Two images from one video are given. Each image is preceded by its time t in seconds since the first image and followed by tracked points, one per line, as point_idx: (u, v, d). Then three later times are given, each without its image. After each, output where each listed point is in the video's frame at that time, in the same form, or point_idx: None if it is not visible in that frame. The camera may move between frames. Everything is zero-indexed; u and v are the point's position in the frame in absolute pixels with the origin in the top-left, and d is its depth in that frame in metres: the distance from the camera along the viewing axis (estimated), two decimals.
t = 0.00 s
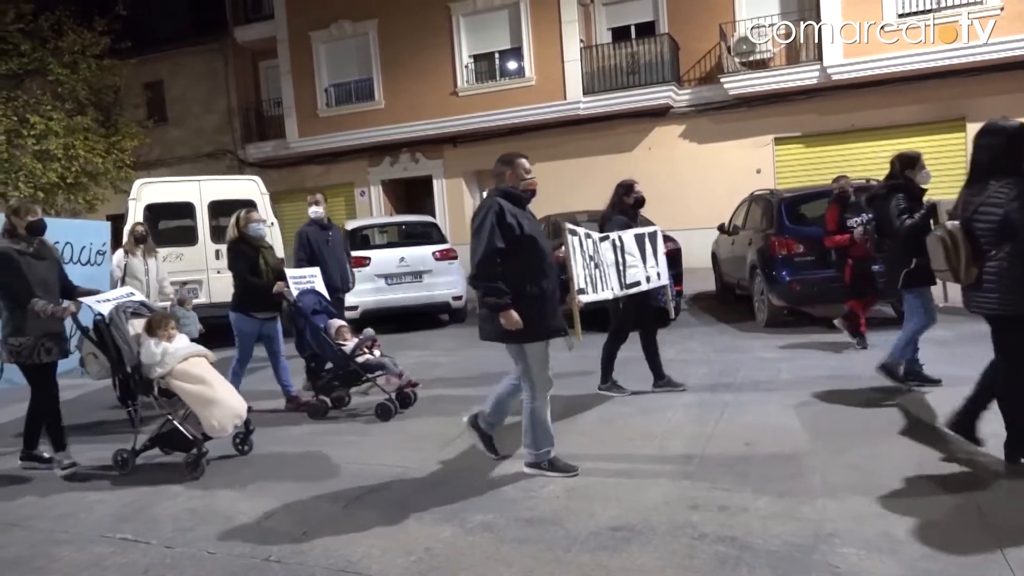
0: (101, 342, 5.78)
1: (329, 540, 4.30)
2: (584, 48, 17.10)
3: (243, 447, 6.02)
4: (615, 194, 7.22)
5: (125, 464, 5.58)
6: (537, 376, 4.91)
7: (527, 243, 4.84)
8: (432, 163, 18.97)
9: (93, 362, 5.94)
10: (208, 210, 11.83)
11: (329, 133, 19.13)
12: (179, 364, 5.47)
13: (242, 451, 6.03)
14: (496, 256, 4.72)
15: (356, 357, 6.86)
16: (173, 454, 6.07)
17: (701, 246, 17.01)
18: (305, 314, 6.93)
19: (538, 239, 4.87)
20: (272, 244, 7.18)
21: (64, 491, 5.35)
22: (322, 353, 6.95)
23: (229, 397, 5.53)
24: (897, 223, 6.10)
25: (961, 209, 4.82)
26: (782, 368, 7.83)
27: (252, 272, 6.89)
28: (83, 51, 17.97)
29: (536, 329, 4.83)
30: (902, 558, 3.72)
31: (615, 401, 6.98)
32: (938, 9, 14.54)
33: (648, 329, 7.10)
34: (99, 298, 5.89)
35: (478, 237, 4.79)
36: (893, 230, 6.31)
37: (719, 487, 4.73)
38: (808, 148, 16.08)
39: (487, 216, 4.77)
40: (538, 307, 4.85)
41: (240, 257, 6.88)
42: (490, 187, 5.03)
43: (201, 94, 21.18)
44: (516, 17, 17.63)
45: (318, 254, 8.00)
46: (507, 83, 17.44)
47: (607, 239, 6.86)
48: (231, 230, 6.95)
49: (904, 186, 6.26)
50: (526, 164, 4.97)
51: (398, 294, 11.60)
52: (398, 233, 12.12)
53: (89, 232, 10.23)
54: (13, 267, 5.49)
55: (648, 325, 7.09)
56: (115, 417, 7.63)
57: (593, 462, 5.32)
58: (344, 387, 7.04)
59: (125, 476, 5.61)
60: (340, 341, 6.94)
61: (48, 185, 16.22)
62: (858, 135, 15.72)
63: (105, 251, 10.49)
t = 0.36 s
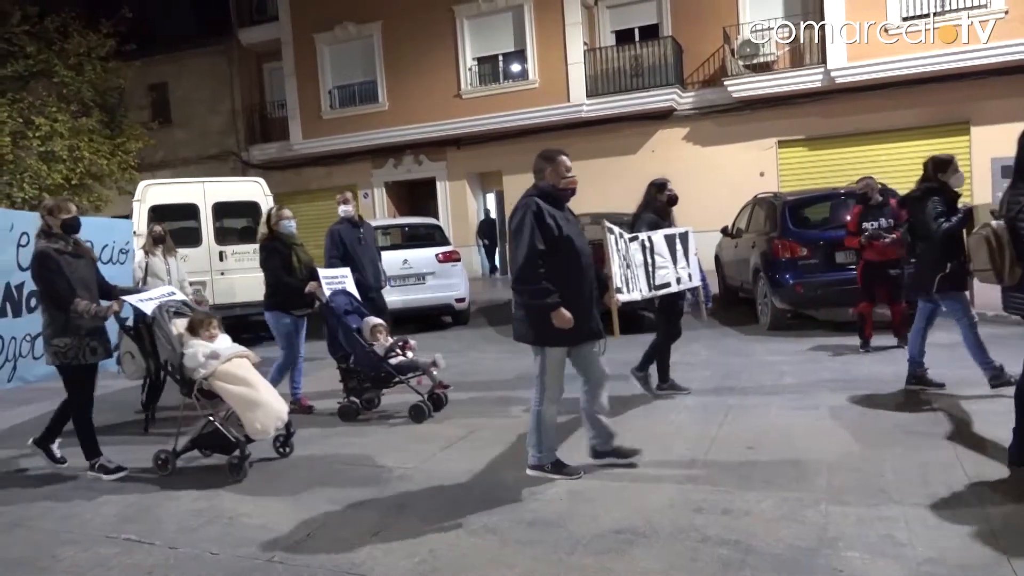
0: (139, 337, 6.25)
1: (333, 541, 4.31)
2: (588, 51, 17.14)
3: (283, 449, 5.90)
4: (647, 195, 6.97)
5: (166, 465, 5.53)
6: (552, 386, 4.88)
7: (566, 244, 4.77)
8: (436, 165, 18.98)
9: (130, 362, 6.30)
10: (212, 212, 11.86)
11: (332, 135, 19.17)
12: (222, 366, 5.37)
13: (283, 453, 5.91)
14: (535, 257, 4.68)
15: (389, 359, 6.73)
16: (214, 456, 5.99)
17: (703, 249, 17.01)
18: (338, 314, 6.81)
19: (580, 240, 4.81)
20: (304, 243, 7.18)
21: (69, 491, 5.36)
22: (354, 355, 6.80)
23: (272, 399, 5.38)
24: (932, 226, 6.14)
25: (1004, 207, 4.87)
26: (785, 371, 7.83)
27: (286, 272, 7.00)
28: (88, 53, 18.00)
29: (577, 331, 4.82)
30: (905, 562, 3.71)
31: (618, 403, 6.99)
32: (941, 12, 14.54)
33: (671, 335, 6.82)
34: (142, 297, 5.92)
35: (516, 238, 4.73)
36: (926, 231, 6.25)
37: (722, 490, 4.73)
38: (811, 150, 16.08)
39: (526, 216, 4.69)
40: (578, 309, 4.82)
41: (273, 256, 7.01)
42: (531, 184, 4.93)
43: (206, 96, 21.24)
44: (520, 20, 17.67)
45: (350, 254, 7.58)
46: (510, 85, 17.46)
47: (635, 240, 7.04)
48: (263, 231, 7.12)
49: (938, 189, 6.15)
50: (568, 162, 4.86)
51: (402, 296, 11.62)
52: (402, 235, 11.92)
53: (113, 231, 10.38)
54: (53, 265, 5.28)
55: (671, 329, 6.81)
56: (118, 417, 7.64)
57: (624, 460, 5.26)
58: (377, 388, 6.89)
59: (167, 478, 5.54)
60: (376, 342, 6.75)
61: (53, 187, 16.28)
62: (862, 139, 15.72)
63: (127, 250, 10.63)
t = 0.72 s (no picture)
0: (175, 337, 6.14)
1: (332, 543, 4.30)
2: (589, 53, 17.16)
3: (318, 451, 5.84)
4: (672, 199, 6.86)
5: (200, 469, 5.43)
6: (591, 382, 4.83)
7: (617, 243, 4.75)
8: (437, 166, 18.97)
9: (168, 363, 6.40)
10: (213, 213, 11.86)
11: (334, 137, 19.18)
12: (258, 367, 5.23)
13: (316, 456, 5.84)
14: (589, 257, 4.62)
15: (416, 360, 6.69)
16: (247, 459, 5.90)
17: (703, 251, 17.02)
18: (365, 316, 6.73)
19: (629, 240, 4.79)
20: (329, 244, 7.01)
21: (70, 492, 5.36)
22: (383, 357, 6.73)
23: (309, 401, 5.30)
24: (980, 225, 6.10)
25: None
26: (786, 373, 7.82)
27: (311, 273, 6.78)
28: (89, 55, 18.03)
29: (630, 332, 4.76)
30: (906, 565, 3.70)
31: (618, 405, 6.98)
32: (941, 14, 14.55)
33: (700, 338, 6.61)
34: (176, 297, 5.73)
35: (568, 239, 4.67)
36: (971, 232, 6.18)
37: (722, 493, 4.72)
38: (813, 153, 16.08)
39: (578, 216, 4.65)
40: (629, 309, 4.78)
41: (297, 256, 6.75)
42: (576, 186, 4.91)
43: (207, 97, 21.25)
44: (521, 21, 17.68)
45: (371, 254, 7.49)
46: (512, 87, 17.46)
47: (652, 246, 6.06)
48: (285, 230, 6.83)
49: (983, 188, 6.16)
50: (614, 163, 4.87)
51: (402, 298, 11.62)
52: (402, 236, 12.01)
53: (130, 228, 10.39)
54: (87, 264, 5.26)
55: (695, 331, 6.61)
56: (119, 417, 7.64)
57: (647, 467, 5.13)
58: (403, 391, 6.82)
59: (203, 482, 5.44)
60: (403, 339, 6.79)
61: (54, 189, 16.30)
62: (862, 141, 15.72)
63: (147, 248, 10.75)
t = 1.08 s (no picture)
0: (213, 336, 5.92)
1: (333, 543, 4.30)
2: (590, 54, 17.17)
3: (359, 454, 5.67)
4: (698, 195, 6.58)
5: (240, 470, 5.37)
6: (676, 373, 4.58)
7: (664, 238, 4.60)
8: (438, 167, 18.97)
9: (206, 364, 6.23)
10: (214, 214, 11.87)
11: (336, 138, 19.16)
12: (300, 366, 5.17)
13: (358, 459, 5.69)
14: (636, 251, 4.49)
15: (447, 360, 6.63)
16: (288, 460, 5.83)
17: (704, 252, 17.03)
18: (394, 314, 6.64)
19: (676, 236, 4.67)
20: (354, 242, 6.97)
21: (71, 492, 5.36)
22: (412, 357, 6.64)
23: (352, 402, 5.23)
24: (1009, 224, 6.02)
25: None
26: (787, 375, 7.81)
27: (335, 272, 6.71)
28: (91, 56, 18.05)
29: (676, 331, 4.58)
30: (908, 566, 3.69)
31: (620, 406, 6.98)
32: (942, 16, 14.55)
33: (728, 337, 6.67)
34: (216, 297, 5.63)
35: (613, 234, 4.57)
36: (1002, 231, 6.11)
37: (724, 494, 4.72)
38: (813, 154, 16.09)
39: (623, 210, 4.55)
40: (676, 306, 4.61)
41: (324, 255, 6.70)
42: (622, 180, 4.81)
43: (208, 98, 21.27)
44: (522, 23, 17.69)
45: (401, 253, 7.48)
46: (512, 88, 17.47)
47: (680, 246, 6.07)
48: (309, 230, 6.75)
49: (1013, 188, 6.08)
50: (661, 158, 4.77)
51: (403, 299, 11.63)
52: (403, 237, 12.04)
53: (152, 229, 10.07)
54: (135, 263, 5.19)
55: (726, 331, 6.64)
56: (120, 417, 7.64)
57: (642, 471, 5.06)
58: (432, 392, 6.74)
59: (243, 483, 5.38)
60: (432, 339, 6.75)
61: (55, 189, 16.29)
62: (864, 143, 15.72)
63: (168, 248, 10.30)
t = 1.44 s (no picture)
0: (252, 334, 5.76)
1: (335, 544, 4.30)
2: (592, 55, 17.15)
3: (397, 456, 5.59)
4: (726, 195, 6.53)
5: (279, 472, 5.31)
6: (717, 382, 4.49)
7: (707, 240, 4.44)
8: (440, 168, 18.98)
9: (245, 362, 6.22)
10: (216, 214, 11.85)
11: (339, 138, 19.16)
12: (342, 367, 5.09)
13: (396, 461, 5.60)
14: (678, 255, 4.39)
15: (476, 360, 6.57)
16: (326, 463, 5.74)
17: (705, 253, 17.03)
18: (424, 314, 6.58)
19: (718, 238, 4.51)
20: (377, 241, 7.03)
21: (72, 492, 5.36)
22: (441, 357, 6.58)
23: (393, 403, 5.14)
24: None
25: None
26: (788, 376, 7.80)
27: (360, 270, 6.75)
28: (93, 55, 18.10)
29: (719, 336, 4.46)
30: (909, 568, 3.69)
31: (622, 408, 6.98)
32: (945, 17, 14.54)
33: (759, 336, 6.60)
34: (256, 293, 5.48)
35: (654, 238, 4.45)
36: None
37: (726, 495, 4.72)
38: (815, 155, 16.08)
39: (664, 212, 4.41)
40: (719, 311, 4.48)
41: (348, 253, 6.77)
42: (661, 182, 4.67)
43: (210, 98, 21.29)
44: (524, 23, 17.69)
45: (424, 251, 7.49)
46: (514, 89, 17.47)
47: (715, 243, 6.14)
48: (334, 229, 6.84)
49: None
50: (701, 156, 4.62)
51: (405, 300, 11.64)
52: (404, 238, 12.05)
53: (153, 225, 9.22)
54: (205, 252, 5.15)
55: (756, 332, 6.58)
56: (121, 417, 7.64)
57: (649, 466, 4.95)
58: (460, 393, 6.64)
59: (282, 484, 5.32)
60: (460, 339, 6.68)
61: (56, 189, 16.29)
62: (866, 144, 15.70)
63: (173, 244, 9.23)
